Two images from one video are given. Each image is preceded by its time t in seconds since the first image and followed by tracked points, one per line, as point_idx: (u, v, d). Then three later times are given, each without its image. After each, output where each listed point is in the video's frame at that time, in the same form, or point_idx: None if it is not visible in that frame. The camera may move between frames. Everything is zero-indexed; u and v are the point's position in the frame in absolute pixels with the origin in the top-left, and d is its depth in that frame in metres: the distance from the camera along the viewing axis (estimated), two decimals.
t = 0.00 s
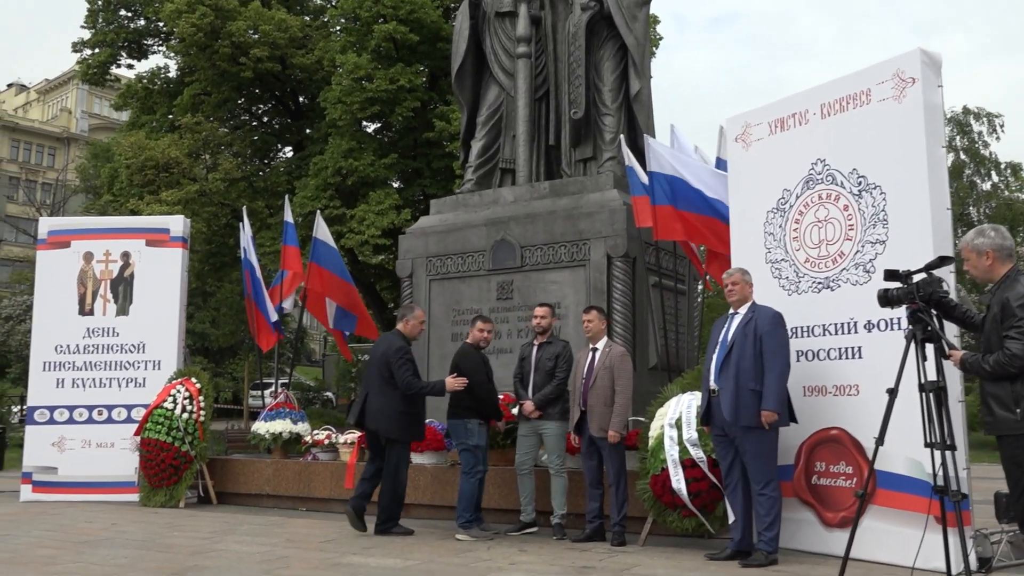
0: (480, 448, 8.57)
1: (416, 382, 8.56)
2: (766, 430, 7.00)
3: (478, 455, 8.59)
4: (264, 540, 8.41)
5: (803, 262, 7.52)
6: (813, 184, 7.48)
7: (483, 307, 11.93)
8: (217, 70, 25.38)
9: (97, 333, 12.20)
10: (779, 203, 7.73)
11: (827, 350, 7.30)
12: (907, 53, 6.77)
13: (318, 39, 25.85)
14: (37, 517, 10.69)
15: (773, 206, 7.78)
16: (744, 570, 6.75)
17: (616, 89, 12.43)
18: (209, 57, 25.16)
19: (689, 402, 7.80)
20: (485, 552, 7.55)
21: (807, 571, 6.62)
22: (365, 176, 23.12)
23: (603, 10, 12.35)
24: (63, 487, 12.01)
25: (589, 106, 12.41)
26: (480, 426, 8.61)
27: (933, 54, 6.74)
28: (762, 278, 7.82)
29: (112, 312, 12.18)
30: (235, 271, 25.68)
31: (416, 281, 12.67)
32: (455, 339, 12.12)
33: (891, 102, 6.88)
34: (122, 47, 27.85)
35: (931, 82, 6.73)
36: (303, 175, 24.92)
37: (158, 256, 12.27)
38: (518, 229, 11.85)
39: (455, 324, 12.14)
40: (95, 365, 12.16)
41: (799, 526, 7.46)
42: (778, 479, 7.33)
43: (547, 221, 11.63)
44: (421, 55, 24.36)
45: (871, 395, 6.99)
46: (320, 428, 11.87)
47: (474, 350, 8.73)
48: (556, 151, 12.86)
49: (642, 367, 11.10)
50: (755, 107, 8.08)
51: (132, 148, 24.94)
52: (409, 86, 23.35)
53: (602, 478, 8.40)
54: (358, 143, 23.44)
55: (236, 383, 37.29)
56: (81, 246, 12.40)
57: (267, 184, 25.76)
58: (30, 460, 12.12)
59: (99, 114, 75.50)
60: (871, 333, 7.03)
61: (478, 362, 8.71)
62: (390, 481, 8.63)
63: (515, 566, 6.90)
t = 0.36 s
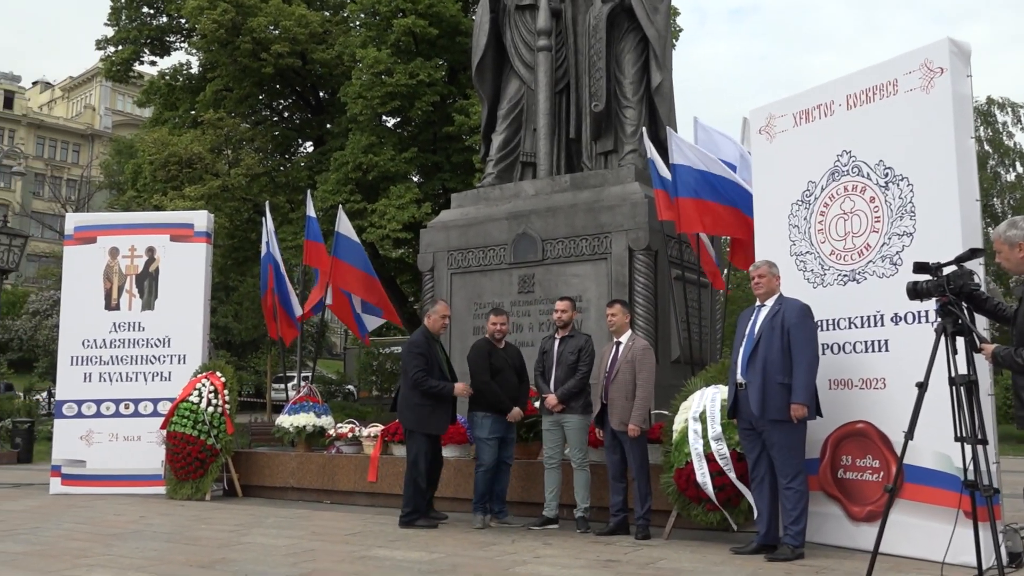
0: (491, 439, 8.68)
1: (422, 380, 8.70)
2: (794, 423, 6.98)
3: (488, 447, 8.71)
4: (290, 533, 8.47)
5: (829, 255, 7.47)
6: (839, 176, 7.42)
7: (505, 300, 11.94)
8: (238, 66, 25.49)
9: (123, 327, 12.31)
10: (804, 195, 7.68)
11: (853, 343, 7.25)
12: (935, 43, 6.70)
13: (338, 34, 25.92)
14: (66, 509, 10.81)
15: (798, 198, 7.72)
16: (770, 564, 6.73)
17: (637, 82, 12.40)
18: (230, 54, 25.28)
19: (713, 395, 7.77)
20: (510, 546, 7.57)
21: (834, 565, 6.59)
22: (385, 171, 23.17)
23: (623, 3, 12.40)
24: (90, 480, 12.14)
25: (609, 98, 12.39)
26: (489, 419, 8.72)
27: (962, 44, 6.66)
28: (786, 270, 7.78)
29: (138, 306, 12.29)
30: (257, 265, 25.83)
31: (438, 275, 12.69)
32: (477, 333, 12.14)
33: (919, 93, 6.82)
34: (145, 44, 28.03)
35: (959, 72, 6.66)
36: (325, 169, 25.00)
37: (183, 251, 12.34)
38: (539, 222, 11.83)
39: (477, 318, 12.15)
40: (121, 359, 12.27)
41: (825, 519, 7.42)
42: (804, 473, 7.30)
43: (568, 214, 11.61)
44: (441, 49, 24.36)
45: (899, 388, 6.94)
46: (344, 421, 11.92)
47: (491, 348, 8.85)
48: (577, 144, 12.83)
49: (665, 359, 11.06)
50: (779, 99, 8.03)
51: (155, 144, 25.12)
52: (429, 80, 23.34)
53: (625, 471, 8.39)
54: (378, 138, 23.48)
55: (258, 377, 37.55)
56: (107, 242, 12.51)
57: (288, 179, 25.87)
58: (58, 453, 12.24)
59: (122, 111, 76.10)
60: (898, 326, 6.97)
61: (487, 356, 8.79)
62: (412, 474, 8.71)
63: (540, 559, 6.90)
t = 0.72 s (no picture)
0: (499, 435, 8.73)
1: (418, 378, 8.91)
2: (812, 416, 6.98)
3: (498, 442, 8.77)
4: (308, 529, 8.52)
5: (843, 246, 7.44)
6: (853, 167, 7.39)
7: (518, 294, 11.93)
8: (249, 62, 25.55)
9: (141, 326, 12.41)
10: (818, 186, 7.65)
11: (869, 335, 7.23)
12: (949, 33, 6.65)
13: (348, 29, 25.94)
14: (87, 507, 10.90)
15: (812, 189, 7.70)
16: (787, 557, 6.73)
17: (647, 74, 12.35)
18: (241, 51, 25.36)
19: (729, 388, 7.75)
20: (527, 541, 7.59)
21: (852, 558, 6.58)
22: (397, 165, 23.18)
23: None
24: (110, 477, 12.22)
25: (620, 91, 12.36)
26: (496, 414, 8.75)
27: (977, 33, 6.61)
28: (801, 262, 7.75)
29: (155, 304, 12.37)
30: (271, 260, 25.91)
31: (451, 270, 12.71)
32: (490, 327, 12.16)
33: (934, 83, 6.79)
34: (157, 42, 28.13)
35: (975, 62, 6.61)
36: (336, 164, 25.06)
37: (198, 249, 12.40)
38: (551, 216, 11.82)
39: (490, 311, 12.16)
40: (138, 357, 12.35)
41: (842, 512, 7.41)
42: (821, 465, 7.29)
43: (580, 208, 11.59)
44: (450, 43, 24.35)
45: (916, 380, 6.91)
46: (359, 416, 11.97)
47: (496, 343, 8.88)
48: (587, 136, 12.81)
49: (679, 351, 11.05)
50: (792, 90, 8.00)
51: (169, 142, 25.21)
52: (439, 74, 23.35)
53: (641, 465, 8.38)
54: (389, 131, 23.51)
55: (273, 371, 37.69)
56: (123, 241, 12.58)
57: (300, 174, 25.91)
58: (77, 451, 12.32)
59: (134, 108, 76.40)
60: (914, 318, 6.94)
61: (489, 352, 8.83)
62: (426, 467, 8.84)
63: (557, 554, 6.92)
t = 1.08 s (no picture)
0: (506, 427, 8.81)
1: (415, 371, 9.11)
2: (821, 407, 6.98)
3: (507, 434, 8.84)
4: (317, 526, 8.50)
5: (850, 235, 7.42)
6: (859, 155, 7.36)
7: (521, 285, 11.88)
8: (244, 54, 25.40)
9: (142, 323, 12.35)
10: (824, 174, 7.62)
11: (877, 323, 7.20)
12: (955, 20, 6.61)
13: (343, 19, 25.78)
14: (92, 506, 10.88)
15: (818, 177, 7.66)
16: (799, 547, 6.73)
17: (647, 61, 12.30)
18: (235, 42, 25.21)
19: (736, 377, 7.69)
20: (537, 535, 7.58)
21: (863, 547, 6.57)
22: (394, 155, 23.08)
23: None
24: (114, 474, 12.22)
25: (620, 79, 12.31)
26: (503, 406, 8.86)
27: (983, 20, 6.57)
28: (807, 251, 7.72)
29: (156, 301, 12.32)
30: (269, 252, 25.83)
31: (452, 261, 12.66)
32: (493, 318, 12.12)
33: (940, 70, 6.75)
34: (150, 34, 27.93)
35: (981, 48, 6.57)
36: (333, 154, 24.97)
37: (198, 245, 12.35)
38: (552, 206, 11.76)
39: (493, 303, 12.12)
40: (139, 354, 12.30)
41: (851, 500, 7.42)
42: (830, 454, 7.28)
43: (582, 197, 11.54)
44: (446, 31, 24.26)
45: (926, 369, 6.90)
46: (363, 410, 11.93)
47: (512, 337, 8.98)
48: (588, 125, 12.77)
49: (683, 340, 11.03)
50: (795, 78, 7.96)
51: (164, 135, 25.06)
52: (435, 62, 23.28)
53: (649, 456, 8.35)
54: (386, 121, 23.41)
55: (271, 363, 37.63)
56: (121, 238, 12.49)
57: (297, 165, 25.79)
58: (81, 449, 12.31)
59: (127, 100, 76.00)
60: (922, 306, 6.92)
61: (499, 345, 8.94)
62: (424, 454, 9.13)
63: (568, 548, 6.91)
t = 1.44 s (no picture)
0: (506, 416, 8.87)
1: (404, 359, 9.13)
2: (825, 394, 6.98)
3: (507, 423, 8.90)
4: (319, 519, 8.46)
5: (852, 221, 7.41)
6: (860, 140, 7.34)
7: (518, 274, 11.84)
8: (230, 42, 25.18)
9: (134, 316, 12.23)
10: (824, 160, 7.60)
11: (880, 309, 7.20)
12: (957, 4, 6.59)
13: (330, 6, 25.59)
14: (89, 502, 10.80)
15: (818, 163, 7.64)
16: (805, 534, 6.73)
17: (642, 47, 12.22)
18: (222, 30, 25.00)
19: (739, 365, 7.70)
20: (542, 525, 7.56)
21: (870, 533, 6.57)
22: (384, 143, 22.93)
23: None
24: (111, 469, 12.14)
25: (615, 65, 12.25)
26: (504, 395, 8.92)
27: (985, 3, 6.55)
28: (809, 237, 7.70)
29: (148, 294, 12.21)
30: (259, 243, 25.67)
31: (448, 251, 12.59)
32: (490, 307, 12.06)
33: (942, 54, 6.73)
34: (134, 23, 27.65)
35: (983, 32, 6.56)
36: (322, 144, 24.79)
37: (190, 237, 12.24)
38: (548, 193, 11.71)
39: (489, 292, 12.07)
40: (133, 348, 12.19)
41: (854, 485, 7.44)
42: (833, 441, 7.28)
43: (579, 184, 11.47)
44: (434, 17, 24.17)
45: (930, 353, 6.90)
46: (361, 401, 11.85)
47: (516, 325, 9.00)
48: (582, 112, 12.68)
49: (681, 327, 11.01)
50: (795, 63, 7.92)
51: (151, 126, 24.82)
52: (425, 49, 23.13)
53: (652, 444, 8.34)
54: (376, 109, 23.22)
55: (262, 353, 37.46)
56: (113, 230, 12.34)
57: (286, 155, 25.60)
58: (75, 444, 12.20)
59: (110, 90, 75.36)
60: (925, 291, 6.92)
61: (502, 334, 8.97)
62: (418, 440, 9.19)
63: (574, 538, 6.89)
